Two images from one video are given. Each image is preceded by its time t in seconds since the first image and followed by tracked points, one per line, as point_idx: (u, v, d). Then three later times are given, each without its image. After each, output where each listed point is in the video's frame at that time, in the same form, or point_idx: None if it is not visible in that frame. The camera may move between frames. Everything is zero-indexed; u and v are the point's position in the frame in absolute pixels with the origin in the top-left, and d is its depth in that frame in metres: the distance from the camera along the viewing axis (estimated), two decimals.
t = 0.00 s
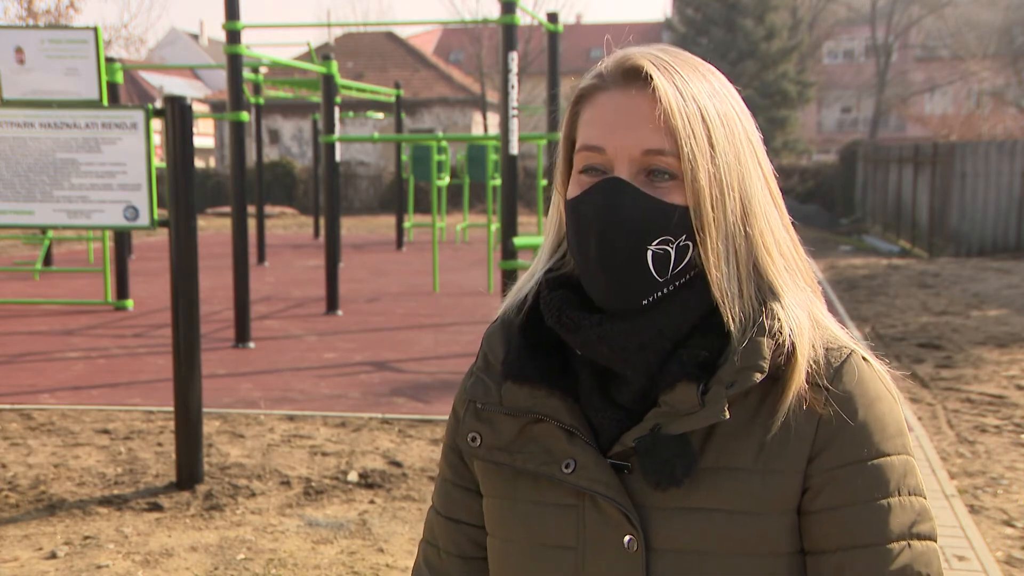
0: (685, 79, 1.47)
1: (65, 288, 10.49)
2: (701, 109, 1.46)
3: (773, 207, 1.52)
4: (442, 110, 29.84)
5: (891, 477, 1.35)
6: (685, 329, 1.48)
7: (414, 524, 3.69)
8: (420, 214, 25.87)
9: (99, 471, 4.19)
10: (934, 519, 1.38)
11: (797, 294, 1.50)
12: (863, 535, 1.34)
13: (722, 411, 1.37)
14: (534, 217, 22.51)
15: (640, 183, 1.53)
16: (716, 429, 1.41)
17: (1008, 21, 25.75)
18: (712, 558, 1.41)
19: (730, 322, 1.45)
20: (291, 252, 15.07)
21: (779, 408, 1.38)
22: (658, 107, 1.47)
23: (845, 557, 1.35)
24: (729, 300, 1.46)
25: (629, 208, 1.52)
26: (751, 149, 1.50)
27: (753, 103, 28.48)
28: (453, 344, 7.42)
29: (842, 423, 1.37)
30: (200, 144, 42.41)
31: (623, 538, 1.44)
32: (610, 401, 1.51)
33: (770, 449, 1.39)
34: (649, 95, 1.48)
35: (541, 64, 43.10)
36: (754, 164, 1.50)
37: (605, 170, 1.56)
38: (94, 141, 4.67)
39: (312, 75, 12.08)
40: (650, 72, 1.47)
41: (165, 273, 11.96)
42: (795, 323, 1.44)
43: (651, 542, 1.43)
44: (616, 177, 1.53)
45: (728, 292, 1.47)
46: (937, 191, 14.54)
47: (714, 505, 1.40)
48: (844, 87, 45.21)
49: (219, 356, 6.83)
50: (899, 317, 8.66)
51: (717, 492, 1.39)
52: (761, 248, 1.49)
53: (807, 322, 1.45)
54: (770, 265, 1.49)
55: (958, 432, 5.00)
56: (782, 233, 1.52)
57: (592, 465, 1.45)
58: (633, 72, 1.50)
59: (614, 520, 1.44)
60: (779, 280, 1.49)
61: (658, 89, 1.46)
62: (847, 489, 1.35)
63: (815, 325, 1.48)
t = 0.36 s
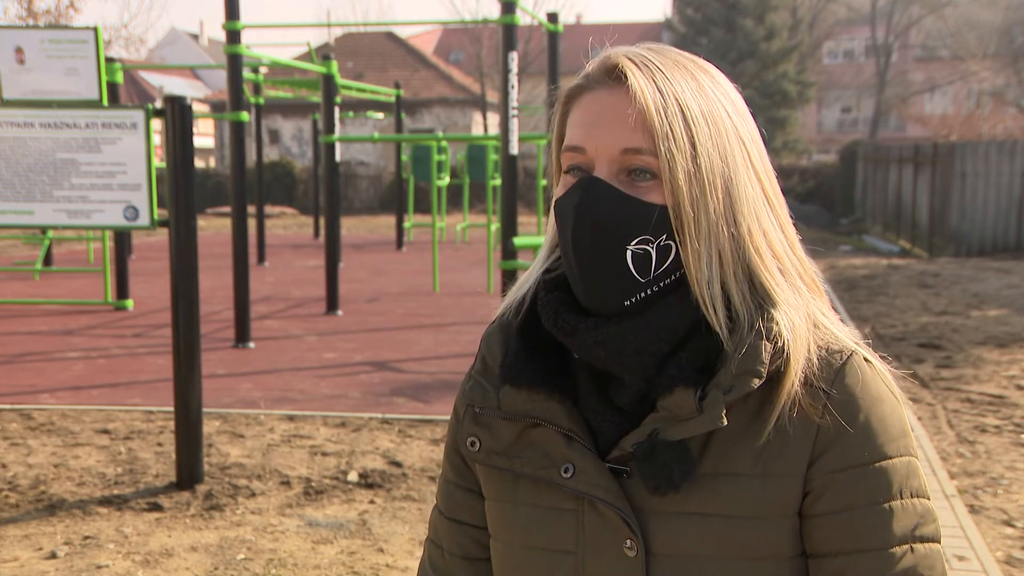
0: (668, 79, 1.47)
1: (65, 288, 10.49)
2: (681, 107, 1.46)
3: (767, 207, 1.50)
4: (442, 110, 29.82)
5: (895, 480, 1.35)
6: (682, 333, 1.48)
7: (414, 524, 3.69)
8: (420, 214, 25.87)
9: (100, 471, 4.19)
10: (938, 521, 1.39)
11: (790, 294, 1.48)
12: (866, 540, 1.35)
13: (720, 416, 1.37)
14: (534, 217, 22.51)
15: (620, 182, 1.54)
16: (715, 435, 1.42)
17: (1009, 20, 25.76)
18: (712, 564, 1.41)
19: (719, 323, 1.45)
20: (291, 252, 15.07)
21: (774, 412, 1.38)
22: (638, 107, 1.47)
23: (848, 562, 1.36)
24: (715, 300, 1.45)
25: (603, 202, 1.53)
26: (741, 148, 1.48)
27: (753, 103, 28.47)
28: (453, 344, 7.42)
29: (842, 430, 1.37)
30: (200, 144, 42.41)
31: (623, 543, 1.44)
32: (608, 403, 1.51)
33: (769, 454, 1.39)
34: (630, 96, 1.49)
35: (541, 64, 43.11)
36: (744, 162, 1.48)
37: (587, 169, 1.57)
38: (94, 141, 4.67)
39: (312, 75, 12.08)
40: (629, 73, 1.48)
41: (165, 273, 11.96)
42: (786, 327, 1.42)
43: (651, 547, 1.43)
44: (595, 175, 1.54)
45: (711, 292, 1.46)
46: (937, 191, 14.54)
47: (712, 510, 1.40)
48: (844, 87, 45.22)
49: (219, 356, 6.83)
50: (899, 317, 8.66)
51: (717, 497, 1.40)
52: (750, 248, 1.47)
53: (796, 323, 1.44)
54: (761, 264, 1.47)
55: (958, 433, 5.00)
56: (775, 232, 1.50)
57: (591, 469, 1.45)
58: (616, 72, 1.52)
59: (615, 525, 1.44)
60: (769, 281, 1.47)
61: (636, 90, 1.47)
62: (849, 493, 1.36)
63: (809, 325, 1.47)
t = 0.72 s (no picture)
0: (662, 78, 1.47)
1: (65, 288, 10.50)
2: (675, 106, 1.45)
3: (764, 203, 1.50)
4: (442, 110, 29.79)
5: (897, 481, 1.36)
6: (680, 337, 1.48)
7: (414, 524, 3.69)
8: (420, 214, 25.87)
9: (99, 471, 4.19)
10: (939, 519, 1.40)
11: (790, 292, 1.48)
12: (869, 542, 1.35)
13: (722, 422, 1.36)
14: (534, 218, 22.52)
15: (615, 181, 1.53)
16: (717, 439, 1.41)
17: (1009, 20, 25.77)
18: (715, 566, 1.41)
19: (714, 324, 1.45)
20: (291, 252, 15.07)
21: (773, 414, 1.39)
22: (631, 106, 1.47)
23: (851, 563, 1.36)
24: (713, 300, 1.45)
25: (599, 201, 1.53)
26: (737, 146, 1.48)
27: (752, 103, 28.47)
28: (453, 344, 7.42)
29: (844, 432, 1.37)
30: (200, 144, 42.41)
31: (627, 547, 1.44)
32: (609, 407, 1.51)
33: (771, 456, 1.39)
34: (623, 96, 1.49)
35: (541, 63, 43.09)
36: (740, 159, 1.47)
37: (583, 170, 1.58)
38: (94, 141, 4.67)
39: (312, 75, 12.08)
40: (622, 72, 1.48)
41: (165, 273, 11.96)
42: (784, 328, 1.42)
43: (654, 550, 1.43)
44: (590, 174, 1.54)
45: (708, 291, 1.46)
46: (937, 191, 14.55)
47: (713, 514, 1.40)
48: (844, 87, 45.23)
49: (219, 356, 6.83)
50: (899, 317, 8.66)
51: (718, 501, 1.40)
52: (746, 246, 1.47)
53: (795, 322, 1.44)
54: (758, 262, 1.47)
55: (958, 432, 5.00)
56: (772, 230, 1.50)
57: (592, 473, 1.45)
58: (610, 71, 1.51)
59: (617, 529, 1.44)
60: (767, 278, 1.47)
61: (629, 90, 1.46)
62: (851, 495, 1.36)
63: (808, 324, 1.47)
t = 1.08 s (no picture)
0: (647, 81, 1.48)
1: (65, 288, 10.50)
2: (663, 107, 1.46)
3: (758, 197, 1.50)
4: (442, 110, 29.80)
5: (906, 480, 1.37)
6: (693, 336, 1.48)
7: (414, 524, 3.69)
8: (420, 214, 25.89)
9: (100, 471, 4.19)
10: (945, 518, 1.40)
11: (788, 287, 1.48)
12: (880, 541, 1.36)
13: (737, 421, 1.37)
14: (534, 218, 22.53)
15: (610, 187, 1.54)
16: (728, 439, 1.41)
17: (1008, 20, 25.78)
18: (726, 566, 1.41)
19: (719, 323, 1.45)
20: (291, 252, 15.08)
21: (788, 411, 1.39)
22: (619, 111, 1.48)
23: (864, 562, 1.37)
24: (714, 300, 1.45)
25: (598, 204, 1.53)
26: (728, 142, 1.48)
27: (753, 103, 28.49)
28: (453, 343, 7.42)
29: (848, 430, 1.38)
30: (200, 143, 42.44)
31: (638, 547, 1.44)
32: (620, 408, 1.51)
33: (783, 453, 1.40)
34: (609, 102, 1.50)
35: (541, 64, 43.11)
36: (732, 156, 1.48)
37: (578, 177, 1.58)
38: (93, 141, 4.67)
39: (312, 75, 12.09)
40: (607, 77, 1.49)
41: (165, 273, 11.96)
42: (789, 328, 1.42)
43: (665, 549, 1.43)
44: (585, 181, 1.55)
45: (708, 292, 1.46)
46: (937, 191, 14.57)
47: (726, 513, 1.40)
48: (845, 87, 45.27)
49: (220, 356, 6.83)
50: (899, 317, 8.66)
51: (732, 498, 1.39)
52: (744, 244, 1.47)
53: (796, 317, 1.44)
54: (756, 258, 1.47)
55: (958, 432, 5.00)
56: (770, 225, 1.50)
57: (603, 473, 1.45)
58: (596, 78, 1.52)
59: (628, 528, 1.44)
60: (765, 274, 1.48)
61: (617, 95, 1.47)
62: (862, 494, 1.37)
63: (813, 321, 1.47)
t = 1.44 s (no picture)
0: (634, 88, 1.48)
1: (65, 288, 10.49)
2: (652, 115, 1.46)
3: (750, 198, 1.49)
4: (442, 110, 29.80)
5: (901, 485, 1.36)
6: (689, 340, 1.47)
7: (414, 524, 3.69)
8: (420, 214, 25.90)
9: (99, 471, 4.19)
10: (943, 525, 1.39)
11: (782, 290, 1.48)
12: (876, 546, 1.35)
13: (731, 423, 1.37)
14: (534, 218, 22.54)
15: (603, 198, 1.54)
16: (723, 441, 1.41)
17: (1008, 20, 25.81)
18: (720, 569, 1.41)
19: (712, 329, 1.45)
20: (291, 252, 15.07)
21: (784, 417, 1.39)
22: (608, 120, 1.48)
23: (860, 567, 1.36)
24: (707, 306, 1.45)
25: (589, 214, 1.53)
26: (717, 145, 1.47)
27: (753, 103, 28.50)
28: (453, 343, 7.42)
29: (842, 434, 1.38)
30: (200, 144, 42.45)
31: (630, 549, 1.43)
32: (614, 410, 1.51)
33: (779, 456, 1.39)
34: (597, 111, 1.50)
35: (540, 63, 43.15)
36: (722, 160, 1.47)
37: (570, 188, 1.58)
38: (93, 141, 4.67)
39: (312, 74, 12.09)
40: (594, 88, 1.49)
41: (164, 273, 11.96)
42: (785, 331, 1.42)
43: (657, 551, 1.43)
44: (577, 194, 1.54)
45: (702, 298, 1.46)
46: (937, 191, 14.57)
47: (721, 517, 1.39)
48: (845, 87, 45.29)
49: (219, 356, 6.83)
50: (899, 317, 8.66)
51: (727, 501, 1.39)
52: (736, 247, 1.47)
53: (790, 320, 1.44)
54: (747, 261, 1.47)
55: (958, 433, 5.00)
56: (762, 226, 1.49)
57: (597, 475, 1.44)
58: (583, 88, 1.52)
59: (622, 530, 1.44)
60: (759, 278, 1.47)
61: (604, 106, 1.47)
62: (856, 500, 1.36)
63: (811, 324, 1.47)
